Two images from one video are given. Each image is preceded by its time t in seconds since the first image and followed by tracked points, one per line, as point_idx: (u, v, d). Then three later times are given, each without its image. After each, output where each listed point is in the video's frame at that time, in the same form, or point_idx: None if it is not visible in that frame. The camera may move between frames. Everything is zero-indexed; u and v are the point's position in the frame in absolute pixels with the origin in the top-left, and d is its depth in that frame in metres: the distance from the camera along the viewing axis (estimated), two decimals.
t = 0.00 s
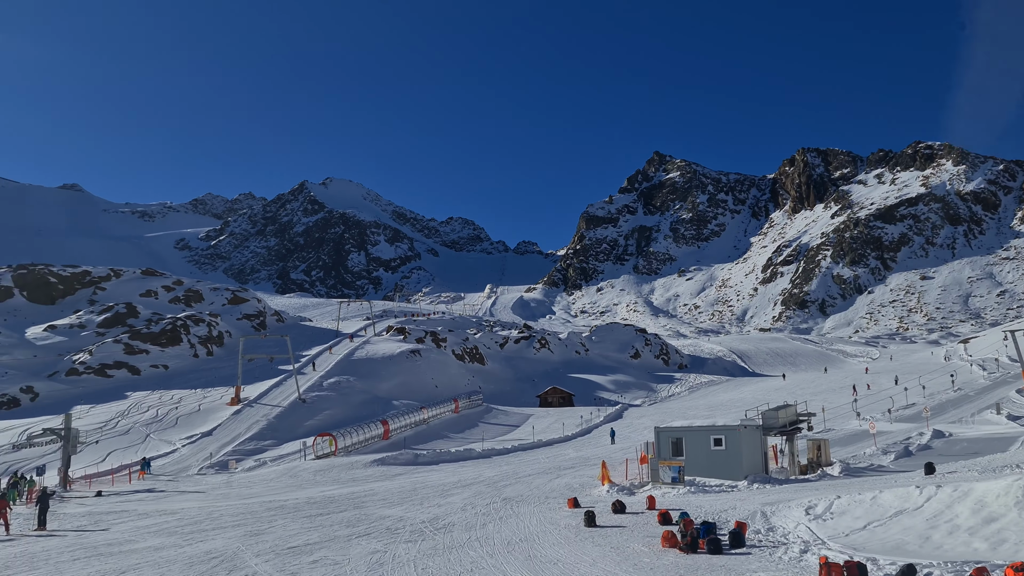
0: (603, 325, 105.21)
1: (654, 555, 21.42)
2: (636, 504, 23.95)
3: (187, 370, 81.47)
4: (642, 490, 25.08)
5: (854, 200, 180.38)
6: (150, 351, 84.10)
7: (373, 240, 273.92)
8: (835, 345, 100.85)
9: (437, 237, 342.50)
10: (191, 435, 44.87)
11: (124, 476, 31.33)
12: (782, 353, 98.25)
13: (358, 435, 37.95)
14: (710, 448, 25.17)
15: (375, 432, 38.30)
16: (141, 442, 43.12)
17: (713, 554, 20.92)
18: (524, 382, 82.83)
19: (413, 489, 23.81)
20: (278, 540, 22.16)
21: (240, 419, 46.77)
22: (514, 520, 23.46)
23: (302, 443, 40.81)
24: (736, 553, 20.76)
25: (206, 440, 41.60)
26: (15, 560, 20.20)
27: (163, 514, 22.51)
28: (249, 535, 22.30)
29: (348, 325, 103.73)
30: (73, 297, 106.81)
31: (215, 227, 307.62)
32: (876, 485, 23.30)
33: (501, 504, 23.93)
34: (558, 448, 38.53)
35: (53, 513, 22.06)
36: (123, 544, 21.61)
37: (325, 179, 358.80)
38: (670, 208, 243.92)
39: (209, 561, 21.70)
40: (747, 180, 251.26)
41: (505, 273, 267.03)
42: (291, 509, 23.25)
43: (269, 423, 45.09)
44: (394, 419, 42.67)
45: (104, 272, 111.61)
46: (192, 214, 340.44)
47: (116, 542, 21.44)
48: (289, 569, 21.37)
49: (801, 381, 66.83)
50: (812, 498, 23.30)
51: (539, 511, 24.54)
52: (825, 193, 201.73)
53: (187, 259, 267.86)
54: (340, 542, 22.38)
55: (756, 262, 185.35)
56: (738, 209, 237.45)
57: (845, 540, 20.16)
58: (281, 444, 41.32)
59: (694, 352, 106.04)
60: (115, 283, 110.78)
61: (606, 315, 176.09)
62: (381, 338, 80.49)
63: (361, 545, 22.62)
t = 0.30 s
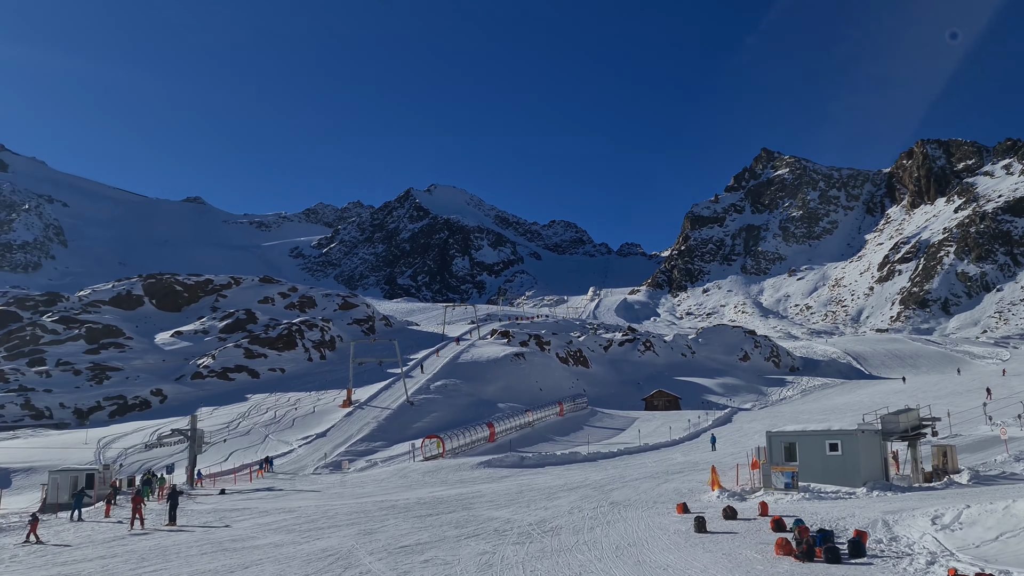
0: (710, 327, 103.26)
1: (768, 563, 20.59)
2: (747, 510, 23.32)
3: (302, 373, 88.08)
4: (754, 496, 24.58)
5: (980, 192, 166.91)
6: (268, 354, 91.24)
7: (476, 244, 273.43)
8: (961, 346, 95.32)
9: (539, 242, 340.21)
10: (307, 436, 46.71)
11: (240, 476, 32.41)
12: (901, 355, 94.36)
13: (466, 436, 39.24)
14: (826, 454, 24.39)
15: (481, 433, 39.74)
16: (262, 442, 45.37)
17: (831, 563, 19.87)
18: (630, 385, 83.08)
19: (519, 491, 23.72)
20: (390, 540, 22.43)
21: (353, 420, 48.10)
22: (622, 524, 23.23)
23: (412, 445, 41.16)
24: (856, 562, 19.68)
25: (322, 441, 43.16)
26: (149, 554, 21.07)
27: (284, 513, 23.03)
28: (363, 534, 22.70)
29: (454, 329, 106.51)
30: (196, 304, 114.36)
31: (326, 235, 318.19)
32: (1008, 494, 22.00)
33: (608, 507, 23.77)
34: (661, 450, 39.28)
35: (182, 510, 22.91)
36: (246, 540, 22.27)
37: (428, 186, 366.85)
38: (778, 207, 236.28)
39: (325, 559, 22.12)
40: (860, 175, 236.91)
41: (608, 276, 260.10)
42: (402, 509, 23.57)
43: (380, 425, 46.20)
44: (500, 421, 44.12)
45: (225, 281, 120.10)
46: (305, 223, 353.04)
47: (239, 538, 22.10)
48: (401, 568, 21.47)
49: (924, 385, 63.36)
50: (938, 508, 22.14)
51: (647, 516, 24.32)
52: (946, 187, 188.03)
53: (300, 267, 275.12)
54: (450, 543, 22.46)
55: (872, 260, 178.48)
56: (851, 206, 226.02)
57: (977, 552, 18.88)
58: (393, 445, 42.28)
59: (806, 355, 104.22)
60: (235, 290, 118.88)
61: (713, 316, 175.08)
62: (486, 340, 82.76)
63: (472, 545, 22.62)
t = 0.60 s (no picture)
0: (837, 325, 99.78)
1: (909, 572, 19.27)
2: (883, 516, 22.38)
3: (424, 374, 90.32)
4: (888, 502, 23.83)
5: None
6: (391, 356, 94.39)
7: (592, 246, 267.81)
8: None
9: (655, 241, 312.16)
10: (428, 436, 48.85)
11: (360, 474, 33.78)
12: None
13: (583, 439, 40.72)
14: (970, 457, 23.15)
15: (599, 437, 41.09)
16: (386, 441, 48.17)
17: (978, 573, 18.17)
18: (752, 385, 83.13)
19: (641, 494, 23.97)
20: (513, 539, 22.34)
21: (473, 419, 50.06)
22: (748, 528, 22.69)
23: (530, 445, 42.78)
24: (1008, 572, 18.01)
25: (443, 440, 45.13)
26: (285, 548, 21.64)
27: (408, 510, 23.55)
28: (486, 533, 22.77)
29: (569, 330, 107.26)
30: (324, 308, 123.63)
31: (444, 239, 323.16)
32: None
33: (732, 511, 23.52)
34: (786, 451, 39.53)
35: (314, 506, 23.67)
36: (374, 537, 22.60)
37: (544, 188, 355.98)
38: (910, 196, 186.38)
39: (449, 557, 22.05)
40: (1002, 161, 185.71)
41: (729, 274, 238.69)
42: (523, 509, 23.74)
43: (499, 425, 47.66)
44: (618, 422, 45.24)
45: (350, 286, 128.73)
46: (426, 228, 357.60)
47: (368, 534, 22.50)
48: (525, 567, 21.11)
49: None
50: None
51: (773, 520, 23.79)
52: None
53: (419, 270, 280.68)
54: (572, 543, 22.20)
55: None
56: (995, 193, 176.96)
57: None
58: (510, 445, 43.63)
59: (943, 351, 96.62)
60: (359, 296, 126.33)
61: (838, 314, 144.69)
62: (604, 340, 83.25)
63: (593, 547, 22.22)
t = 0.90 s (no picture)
0: (926, 320, 96.37)
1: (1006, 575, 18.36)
2: (979, 519, 21.46)
3: (499, 374, 90.66)
4: (983, 505, 22.85)
5: None
6: (466, 356, 95.61)
7: (666, 242, 262.40)
8: None
9: (732, 236, 301.17)
10: (504, 434, 49.86)
11: (434, 474, 35.63)
12: None
13: (661, 438, 40.91)
14: None
15: (677, 435, 41.67)
16: (462, 441, 49.50)
17: None
18: (835, 383, 81.34)
19: (720, 495, 23.78)
20: (591, 538, 22.08)
21: (548, 419, 51.66)
22: (834, 529, 22.10)
23: (606, 444, 44.36)
24: None
25: (519, 440, 46.37)
26: (367, 545, 21.89)
27: (486, 509, 23.77)
28: (563, 532, 22.64)
29: (645, 328, 106.31)
30: (399, 309, 127.05)
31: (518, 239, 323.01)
32: None
33: (816, 512, 23.08)
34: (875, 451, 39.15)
35: (394, 503, 24.12)
36: (452, 535, 22.72)
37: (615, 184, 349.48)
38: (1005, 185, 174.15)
39: (527, 555, 21.88)
40: None
41: (809, 270, 231.31)
42: (600, 509, 23.80)
43: (574, 424, 48.87)
44: (696, 422, 45.11)
45: (425, 287, 131.77)
46: (498, 228, 356.82)
47: (447, 532, 22.64)
48: (604, 566, 20.72)
49: None
50: None
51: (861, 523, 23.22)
52: None
53: (493, 271, 283.08)
54: (651, 542, 21.87)
55: None
56: None
57: None
58: (587, 445, 44.85)
59: None
60: (435, 296, 128.93)
61: (927, 309, 137.83)
62: (680, 339, 82.87)
63: (672, 548, 21.78)
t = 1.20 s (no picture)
0: (974, 313, 94.28)
1: None
2: None
3: (538, 373, 90.75)
4: None
5: None
6: (504, 355, 95.76)
7: (705, 237, 256.40)
8: None
9: (772, 231, 295.87)
10: (544, 433, 50.20)
11: (475, 474, 35.55)
12: None
13: (704, 434, 40.86)
14: None
15: (718, 432, 41.65)
16: (502, 440, 50.01)
17: None
18: (880, 379, 80.13)
19: (763, 492, 23.59)
20: (633, 537, 21.94)
21: (588, 417, 51.97)
22: (880, 527, 21.76)
23: (646, 441, 44.74)
24: None
25: (559, 439, 46.71)
26: (409, 544, 21.94)
27: (528, 508, 23.79)
28: (605, 530, 22.57)
29: (685, 325, 105.87)
30: (438, 309, 128.07)
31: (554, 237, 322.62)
32: None
33: (862, 509, 22.79)
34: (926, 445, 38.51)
35: (436, 503, 24.24)
36: (495, 533, 22.75)
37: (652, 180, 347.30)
38: None
39: (569, 554, 21.79)
40: None
41: (851, 264, 227.16)
42: (642, 508, 23.77)
43: (614, 422, 49.07)
44: (738, 419, 45.02)
45: (463, 287, 132.65)
46: (535, 226, 356.50)
47: (489, 530, 22.66)
48: (646, 565, 20.57)
49: None
50: None
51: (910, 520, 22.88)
52: None
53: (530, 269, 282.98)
54: (693, 540, 21.69)
55: None
56: None
57: None
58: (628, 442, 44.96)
59: None
60: (473, 296, 129.58)
61: (976, 301, 134.95)
62: (720, 335, 82.32)
63: (715, 546, 21.52)
